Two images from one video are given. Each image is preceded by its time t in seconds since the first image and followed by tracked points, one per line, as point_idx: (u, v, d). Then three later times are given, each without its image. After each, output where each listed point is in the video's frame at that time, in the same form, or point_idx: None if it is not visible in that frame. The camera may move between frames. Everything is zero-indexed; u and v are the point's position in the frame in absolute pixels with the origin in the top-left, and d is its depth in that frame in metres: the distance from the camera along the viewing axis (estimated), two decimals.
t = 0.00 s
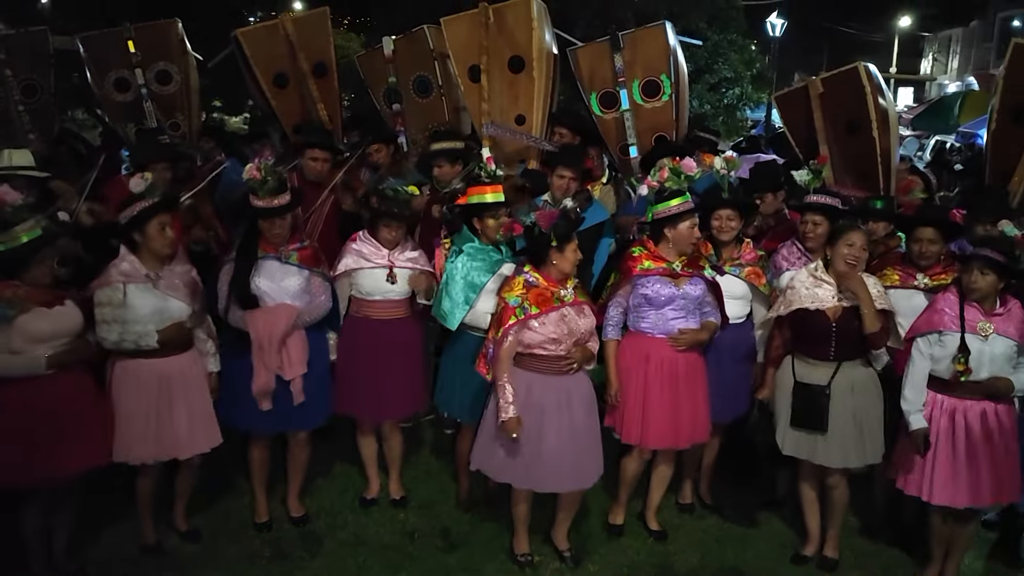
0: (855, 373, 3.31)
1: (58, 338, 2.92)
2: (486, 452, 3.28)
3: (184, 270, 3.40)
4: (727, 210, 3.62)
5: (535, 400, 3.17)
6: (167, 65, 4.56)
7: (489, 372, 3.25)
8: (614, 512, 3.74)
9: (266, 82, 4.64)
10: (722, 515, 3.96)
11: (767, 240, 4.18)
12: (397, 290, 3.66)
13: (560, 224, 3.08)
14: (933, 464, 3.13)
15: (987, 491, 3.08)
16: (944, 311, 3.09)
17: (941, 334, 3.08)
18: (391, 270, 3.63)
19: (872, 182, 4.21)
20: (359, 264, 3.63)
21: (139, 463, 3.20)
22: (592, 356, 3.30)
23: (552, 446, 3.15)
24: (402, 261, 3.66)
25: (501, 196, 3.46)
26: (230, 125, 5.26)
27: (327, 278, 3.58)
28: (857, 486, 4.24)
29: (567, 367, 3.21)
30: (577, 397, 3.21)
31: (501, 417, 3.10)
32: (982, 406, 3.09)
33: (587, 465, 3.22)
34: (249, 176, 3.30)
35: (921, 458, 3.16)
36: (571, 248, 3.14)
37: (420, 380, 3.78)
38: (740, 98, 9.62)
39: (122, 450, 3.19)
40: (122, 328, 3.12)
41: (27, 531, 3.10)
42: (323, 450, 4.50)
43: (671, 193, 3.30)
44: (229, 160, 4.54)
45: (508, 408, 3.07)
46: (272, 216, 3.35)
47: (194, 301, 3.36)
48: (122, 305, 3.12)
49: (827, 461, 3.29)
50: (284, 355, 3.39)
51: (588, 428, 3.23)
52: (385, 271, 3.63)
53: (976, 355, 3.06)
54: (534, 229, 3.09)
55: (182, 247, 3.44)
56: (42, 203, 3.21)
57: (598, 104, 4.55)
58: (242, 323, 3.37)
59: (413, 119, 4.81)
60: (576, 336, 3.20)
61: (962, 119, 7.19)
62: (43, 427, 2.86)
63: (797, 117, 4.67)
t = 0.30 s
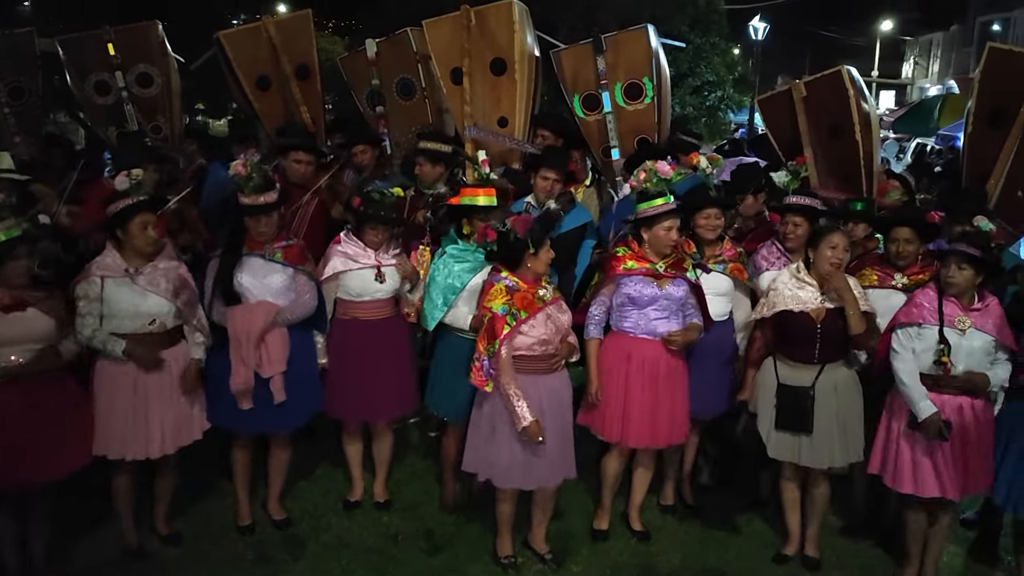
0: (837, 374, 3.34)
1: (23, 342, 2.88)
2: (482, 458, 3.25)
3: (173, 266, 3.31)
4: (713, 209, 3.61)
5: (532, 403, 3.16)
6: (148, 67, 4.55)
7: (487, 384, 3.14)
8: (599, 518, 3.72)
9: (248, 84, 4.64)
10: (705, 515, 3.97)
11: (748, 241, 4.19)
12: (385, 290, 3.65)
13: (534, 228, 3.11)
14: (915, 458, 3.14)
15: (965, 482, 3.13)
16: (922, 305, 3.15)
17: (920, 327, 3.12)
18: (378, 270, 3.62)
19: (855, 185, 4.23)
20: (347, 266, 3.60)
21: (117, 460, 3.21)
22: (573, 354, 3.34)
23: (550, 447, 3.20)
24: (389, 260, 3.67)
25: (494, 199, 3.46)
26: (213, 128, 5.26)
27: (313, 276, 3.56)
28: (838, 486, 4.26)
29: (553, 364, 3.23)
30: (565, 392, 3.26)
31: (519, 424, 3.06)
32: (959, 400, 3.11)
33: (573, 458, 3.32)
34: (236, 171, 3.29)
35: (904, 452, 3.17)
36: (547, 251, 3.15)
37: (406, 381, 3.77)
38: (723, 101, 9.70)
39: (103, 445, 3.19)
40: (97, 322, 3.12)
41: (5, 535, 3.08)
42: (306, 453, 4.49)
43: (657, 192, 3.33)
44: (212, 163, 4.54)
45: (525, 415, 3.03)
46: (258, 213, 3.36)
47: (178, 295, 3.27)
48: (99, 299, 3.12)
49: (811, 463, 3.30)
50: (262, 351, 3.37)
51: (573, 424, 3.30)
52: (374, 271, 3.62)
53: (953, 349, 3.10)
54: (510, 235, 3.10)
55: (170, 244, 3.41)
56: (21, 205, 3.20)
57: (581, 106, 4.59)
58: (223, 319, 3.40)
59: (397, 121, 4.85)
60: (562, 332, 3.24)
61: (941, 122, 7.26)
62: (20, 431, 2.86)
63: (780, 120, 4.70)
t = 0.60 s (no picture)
0: (821, 376, 3.34)
1: None
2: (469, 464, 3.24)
3: (162, 280, 3.28)
4: (702, 218, 3.60)
5: (516, 410, 3.15)
6: (133, 71, 4.54)
7: (468, 391, 3.15)
8: (583, 518, 3.72)
9: (234, 87, 4.65)
10: (690, 518, 3.98)
11: (729, 247, 4.32)
12: (373, 297, 3.64)
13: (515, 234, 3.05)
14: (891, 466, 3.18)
15: (954, 494, 3.10)
16: (900, 316, 3.21)
17: (894, 336, 3.20)
18: (368, 278, 3.60)
19: (838, 188, 4.31)
20: (336, 275, 3.54)
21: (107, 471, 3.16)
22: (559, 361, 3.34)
23: (538, 454, 3.18)
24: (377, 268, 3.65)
25: (488, 208, 3.41)
26: (198, 131, 5.24)
27: (298, 288, 3.56)
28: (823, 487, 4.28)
29: (538, 372, 3.22)
30: (549, 400, 3.25)
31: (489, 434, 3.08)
32: (934, 409, 3.12)
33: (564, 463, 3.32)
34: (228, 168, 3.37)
35: (881, 455, 3.22)
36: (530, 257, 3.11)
37: (391, 384, 3.76)
38: (708, 105, 9.74)
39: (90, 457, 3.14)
40: (83, 330, 3.06)
41: None
42: (292, 458, 4.48)
43: (637, 199, 3.31)
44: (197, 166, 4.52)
45: (496, 425, 3.05)
46: (245, 211, 3.36)
47: (165, 310, 3.24)
48: (86, 306, 3.08)
49: (798, 465, 3.32)
50: (240, 358, 3.36)
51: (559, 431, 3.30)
52: (363, 280, 3.60)
53: (924, 357, 3.14)
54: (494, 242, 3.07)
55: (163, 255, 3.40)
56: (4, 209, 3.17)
57: (565, 111, 4.62)
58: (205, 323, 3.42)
59: (383, 125, 4.87)
60: (547, 340, 3.23)
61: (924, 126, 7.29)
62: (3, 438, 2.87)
63: (762, 124, 4.69)
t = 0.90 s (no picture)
0: (808, 379, 3.35)
1: None
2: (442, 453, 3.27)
3: (149, 277, 3.25)
4: (686, 216, 3.63)
5: (491, 405, 3.17)
6: (119, 74, 4.52)
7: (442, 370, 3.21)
8: (566, 523, 3.74)
9: (220, 90, 4.65)
10: (675, 520, 3.99)
11: (717, 246, 4.34)
12: (362, 297, 3.65)
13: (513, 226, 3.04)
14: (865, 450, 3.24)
15: (924, 484, 3.13)
16: (882, 313, 3.28)
17: (875, 331, 3.28)
18: (357, 279, 3.61)
19: (820, 193, 4.30)
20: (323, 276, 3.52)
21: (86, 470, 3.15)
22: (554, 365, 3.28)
23: (513, 452, 3.15)
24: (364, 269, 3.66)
25: (479, 207, 3.46)
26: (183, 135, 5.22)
27: (286, 287, 3.55)
28: (807, 489, 4.31)
29: (525, 374, 3.19)
30: (536, 405, 3.20)
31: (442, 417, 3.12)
32: (910, 404, 3.17)
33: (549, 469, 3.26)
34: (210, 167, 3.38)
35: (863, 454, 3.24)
36: (528, 249, 3.08)
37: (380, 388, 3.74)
38: (693, 109, 9.79)
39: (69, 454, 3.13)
40: (67, 332, 3.05)
41: None
42: (277, 463, 4.46)
43: (607, 198, 3.32)
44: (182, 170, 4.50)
45: (450, 410, 3.07)
46: (228, 211, 3.35)
47: (152, 308, 3.22)
48: (71, 308, 3.07)
49: (781, 467, 3.33)
50: (230, 360, 3.35)
51: (547, 436, 3.23)
52: (352, 281, 3.60)
53: (903, 354, 3.19)
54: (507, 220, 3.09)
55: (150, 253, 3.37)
56: None
57: (549, 116, 4.63)
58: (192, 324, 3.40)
59: (370, 129, 4.86)
60: (534, 342, 3.17)
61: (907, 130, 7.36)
62: None
63: (748, 128, 4.73)
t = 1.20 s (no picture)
0: (799, 385, 3.35)
1: None
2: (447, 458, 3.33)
3: (134, 284, 3.22)
4: (671, 228, 3.66)
5: (472, 408, 3.16)
6: (101, 78, 4.49)
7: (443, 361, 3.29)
8: (552, 528, 3.74)
9: (205, 91, 4.62)
10: (662, 523, 4.01)
11: (703, 249, 4.31)
12: (340, 306, 3.62)
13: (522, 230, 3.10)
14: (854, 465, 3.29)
15: (905, 494, 3.16)
16: (868, 321, 3.27)
17: (865, 344, 3.25)
18: (332, 288, 3.59)
19: (802, 198, 4.38)
20: (300, 280, 3.56)
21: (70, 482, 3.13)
22: (536, 377, 3.18)
23: (484, 457, 3.12)
24: (345, 278, 3.63)
25: (464, 214, 3.41)
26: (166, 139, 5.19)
27: (272, 296, 3.55)
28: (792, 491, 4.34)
29: (502, 378, 3.16)
30: (512, 410, 3.16)
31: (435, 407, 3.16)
32: (907, 412, 3.20)
33: (526, 484, 3.17)
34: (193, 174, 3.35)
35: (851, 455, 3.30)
36: (534, 254, 3.12)
37: (369, 394, 3.72)
38: (677, 113, 9.84)
39: (53, 466, 3.11)
40: (51, 343, 3.02)
41: None
42: (261, 469, 4.43)
43: (579, 202, 3.32)
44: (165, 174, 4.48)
45: (442, 400, 3.10)
46: (213, 216, 3.33)
47: (137, 314, 3.17)
48: (57, 319, 3.04)
49: (771, 472, 3.33)
50: (219, 368, 3.34)
51: (524, 448, 3.16)
52: (326, 288, 3.58)
53: (901, 364, 3.19)
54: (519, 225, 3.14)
55: (134, 262, 3.33)
56: None
57: (535, 119, 4.65)
58: (177, 333, 3.35)
59: (354, 134, 4.85)
60: (512, 346, 3.13)
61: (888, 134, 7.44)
62: None
63: (731, 132, 4.74)
